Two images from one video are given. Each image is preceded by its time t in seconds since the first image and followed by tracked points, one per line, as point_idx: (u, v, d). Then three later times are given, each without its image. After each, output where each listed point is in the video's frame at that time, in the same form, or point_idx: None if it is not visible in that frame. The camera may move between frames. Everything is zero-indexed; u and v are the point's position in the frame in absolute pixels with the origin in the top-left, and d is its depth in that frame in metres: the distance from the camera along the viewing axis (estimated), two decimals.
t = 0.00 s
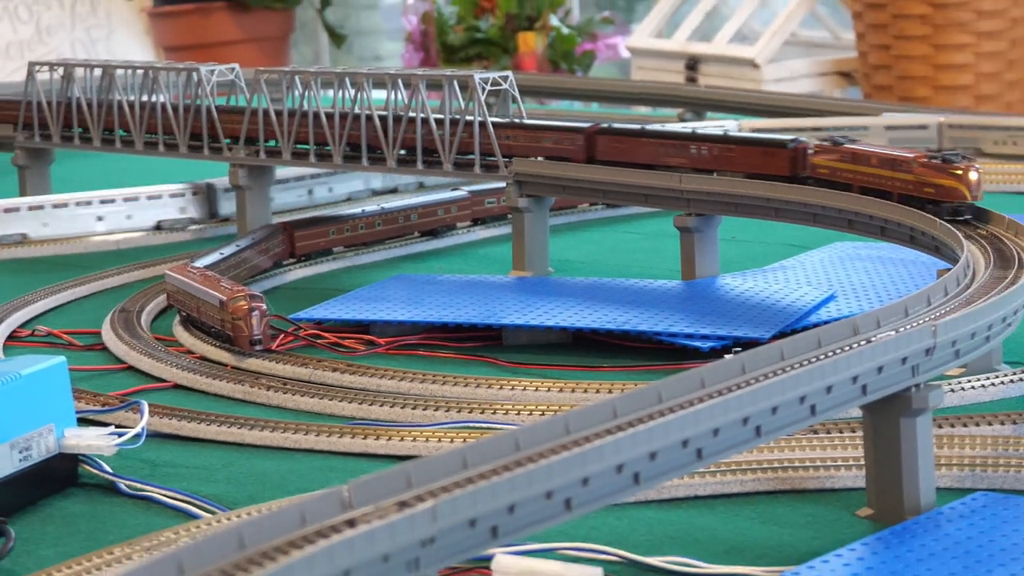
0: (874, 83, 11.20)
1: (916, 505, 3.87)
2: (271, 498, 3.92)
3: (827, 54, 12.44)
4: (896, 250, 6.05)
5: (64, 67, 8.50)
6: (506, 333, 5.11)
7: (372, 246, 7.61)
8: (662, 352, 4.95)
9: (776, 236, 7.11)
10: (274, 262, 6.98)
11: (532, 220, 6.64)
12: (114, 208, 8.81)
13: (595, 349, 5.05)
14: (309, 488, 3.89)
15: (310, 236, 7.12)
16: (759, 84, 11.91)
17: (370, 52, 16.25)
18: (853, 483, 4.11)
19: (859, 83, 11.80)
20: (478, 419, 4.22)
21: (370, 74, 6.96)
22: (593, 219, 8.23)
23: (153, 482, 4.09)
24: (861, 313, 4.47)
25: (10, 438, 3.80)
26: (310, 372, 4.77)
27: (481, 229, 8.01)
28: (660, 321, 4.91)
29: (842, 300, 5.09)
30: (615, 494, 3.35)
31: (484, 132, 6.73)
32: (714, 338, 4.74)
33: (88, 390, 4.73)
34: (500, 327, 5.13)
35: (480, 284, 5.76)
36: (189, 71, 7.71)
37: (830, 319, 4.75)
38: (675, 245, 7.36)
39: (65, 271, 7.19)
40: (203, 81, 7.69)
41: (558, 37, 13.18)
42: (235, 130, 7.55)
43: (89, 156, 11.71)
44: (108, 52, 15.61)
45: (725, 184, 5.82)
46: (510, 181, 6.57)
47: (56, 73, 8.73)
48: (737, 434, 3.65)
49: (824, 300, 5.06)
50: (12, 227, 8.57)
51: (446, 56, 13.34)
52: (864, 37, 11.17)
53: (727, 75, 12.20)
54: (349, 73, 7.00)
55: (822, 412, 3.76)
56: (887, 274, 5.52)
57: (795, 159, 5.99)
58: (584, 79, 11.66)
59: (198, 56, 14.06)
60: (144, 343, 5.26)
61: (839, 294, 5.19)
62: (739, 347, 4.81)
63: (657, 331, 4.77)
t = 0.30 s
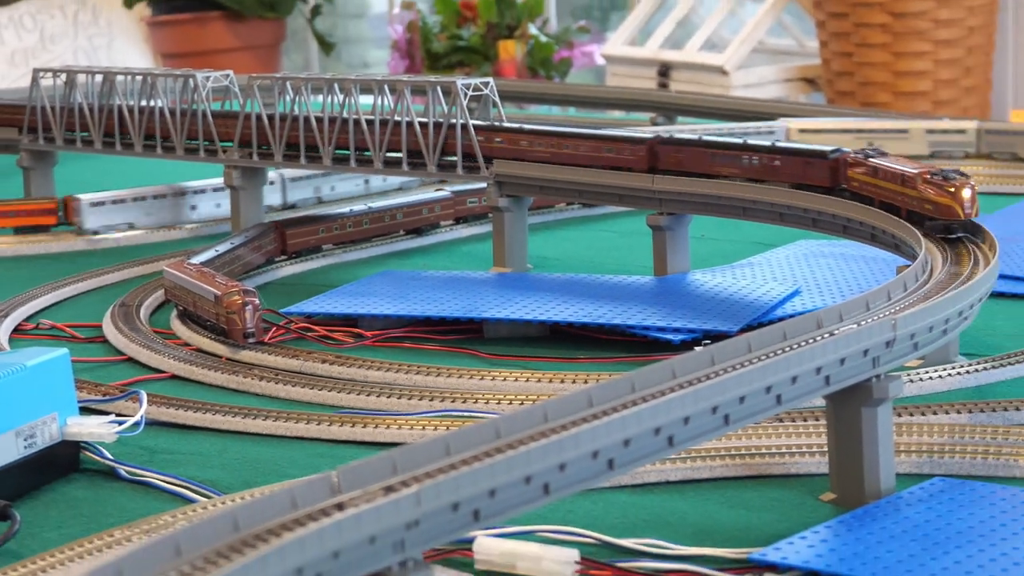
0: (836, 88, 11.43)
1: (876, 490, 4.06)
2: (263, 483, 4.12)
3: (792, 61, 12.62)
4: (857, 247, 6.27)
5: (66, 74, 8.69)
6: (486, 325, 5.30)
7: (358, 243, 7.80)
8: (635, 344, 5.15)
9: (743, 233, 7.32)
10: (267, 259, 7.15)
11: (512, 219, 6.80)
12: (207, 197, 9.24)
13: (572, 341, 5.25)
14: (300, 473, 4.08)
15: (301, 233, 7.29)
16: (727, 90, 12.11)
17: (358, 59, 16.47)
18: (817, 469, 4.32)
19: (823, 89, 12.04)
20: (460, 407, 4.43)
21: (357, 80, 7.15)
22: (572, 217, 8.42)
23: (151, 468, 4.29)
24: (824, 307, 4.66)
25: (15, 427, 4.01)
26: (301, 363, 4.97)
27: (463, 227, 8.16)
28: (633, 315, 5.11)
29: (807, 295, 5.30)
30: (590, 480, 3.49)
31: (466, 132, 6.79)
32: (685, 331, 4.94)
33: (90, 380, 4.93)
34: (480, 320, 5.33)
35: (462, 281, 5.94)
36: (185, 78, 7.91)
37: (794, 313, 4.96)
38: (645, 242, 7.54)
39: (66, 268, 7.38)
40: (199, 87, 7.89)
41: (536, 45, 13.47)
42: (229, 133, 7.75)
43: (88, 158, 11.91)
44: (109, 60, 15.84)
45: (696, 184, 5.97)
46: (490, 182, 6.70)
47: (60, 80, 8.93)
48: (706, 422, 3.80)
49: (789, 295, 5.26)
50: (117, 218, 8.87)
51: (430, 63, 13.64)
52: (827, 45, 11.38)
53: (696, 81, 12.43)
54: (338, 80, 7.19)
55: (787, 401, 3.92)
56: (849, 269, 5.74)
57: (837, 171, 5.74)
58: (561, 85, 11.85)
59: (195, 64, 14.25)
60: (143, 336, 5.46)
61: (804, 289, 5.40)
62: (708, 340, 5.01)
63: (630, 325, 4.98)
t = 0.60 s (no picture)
0: (799, 95, 11.58)
1: (837, 474, 4.26)
2: (255, 467, 4.34)
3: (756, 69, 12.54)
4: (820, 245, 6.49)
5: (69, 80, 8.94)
6: (468, 319, 5.53)
7: (346, 240, 8.01)
8: (609, 336, 5.37)
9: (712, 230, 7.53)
10: (259, 255, 7.36)
11: (491, 219, 6.87)
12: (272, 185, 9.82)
13: (548, 333, 5.47)
14: (290, 459, 4.30)
15: (292, 232, 7.51)
16: (696, 95, 12.26)
17: (345, 66, 16.87)
18: (780, 454, 4.53)
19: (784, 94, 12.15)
20: (441, 396, 4.64)
21: (345, 86, 7.36)
22: (553, 216, 8.62)
23: (150, 454, 4.51)
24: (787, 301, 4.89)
25: (21, 415, 4.23)
26: (292, 355, 5.19)
27: (445, 225, 8.38)
28: (607, 309, 5.34)
29: (771, 289, 5.52)
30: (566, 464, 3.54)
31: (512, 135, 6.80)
32: (656, 324, 5.17)
33: (91, 370, 5.14)
34: (462, 314, 5.55)
35: (445, 278, 6.13)
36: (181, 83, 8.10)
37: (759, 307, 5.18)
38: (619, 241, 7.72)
39: (67, 264, 7.61)
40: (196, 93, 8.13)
41: (515, 53, 13.62)
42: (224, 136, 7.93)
43: (89, 160, 12.16)
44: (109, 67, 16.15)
45: (666, 186, 6.08)
46: (471, 182, 6.81)
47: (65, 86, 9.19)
48: (675, 411, 3.89)
49: (754, 290, 5.49)
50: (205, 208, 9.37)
51: (413, 70, 13.95)
52: (790, 52, 11.58)
53: (666, 87, 12.59)
54: (326, 85, 7.40)
55: (752, 390, 4.04)
56: (811, 265, 5.96)
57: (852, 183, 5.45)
58: (540, 91, 12.04)
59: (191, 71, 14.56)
60: (142, 329, 5.68)
61: (768, 284, 5.62)
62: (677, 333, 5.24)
63: (603, 318, 5.21)
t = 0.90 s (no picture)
0: (765, 100, 11.79)
1: (801, 459, 4.46)
2: (250, 453, 4.57)
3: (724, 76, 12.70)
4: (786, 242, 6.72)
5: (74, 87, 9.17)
6: (451, 313, 5.77)
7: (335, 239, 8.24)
8: (585, 330, 5.61)
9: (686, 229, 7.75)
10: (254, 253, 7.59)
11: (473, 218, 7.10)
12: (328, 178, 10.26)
13: (528, 327, 5.71)
14: (282, 446, 4.54)
15: (284, 230, 7.74)
16: (665, 101, 12.39)
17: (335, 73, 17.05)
18: (747, 441, 4.78)
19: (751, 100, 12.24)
20: (425, 385, 4.89)
21: (335, 92, 7.59)
22: (535, 215, 8.86)
23: (150, 441, 4.75)
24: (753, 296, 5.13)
25: (28, 404, 4.47)
26: (284, 347, 5.42)
27: (430, 225, 8.60)
28: (582, 304, 5.58)
29: (739, 285, 5.77)
30: (545, 452, 3.54)
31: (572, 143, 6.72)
32: (628, 317, 5.41)
33: (95, 361, 5.38)
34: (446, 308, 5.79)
35: (428, 275, 6.35)
36: (180, 90, 8.36)
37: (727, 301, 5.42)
38: (596, 239, 7.96)
39: (71, 262, 7.84)
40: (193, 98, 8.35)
41: (496, 60, 13.74)
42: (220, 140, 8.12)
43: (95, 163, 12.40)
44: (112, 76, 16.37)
45: (641, 187, 6.24)
46: (454, 183, 7.01)
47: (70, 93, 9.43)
48: (648, 400, 3.91)
49: (723, 285, 5.73)
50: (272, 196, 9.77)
51: (400, 77, 14.14)
52: (756, 60, 11.80)
53: (638, 94, 12.77)
54: (316, 91, 7.63)
55: (721, 380, 4.11)
56: (777, 262, 6.20)
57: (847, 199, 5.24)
58: (520, 98, 12.24)
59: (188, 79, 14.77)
60: (143, 322, 5.92)
61: (736, 280, 5.87)
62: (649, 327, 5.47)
63: (578, 312, 5.45)
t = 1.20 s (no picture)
0: (754, 108, 12.00)
1: (788, 451, 4.65)
2: (262, 445, 4.78)
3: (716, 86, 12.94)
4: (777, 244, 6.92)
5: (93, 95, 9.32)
6: (453, 311, 5.98)
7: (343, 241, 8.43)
8: (581, 327, 5.82)
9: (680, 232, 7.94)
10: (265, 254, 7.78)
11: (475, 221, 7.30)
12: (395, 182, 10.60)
13: (528, 325, 5.92)
14: (293, 439, 4.75)
15: (294, 233, 7.93)
16: (659, 110, 12.59)
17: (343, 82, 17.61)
18: (737, 434, 4.98)
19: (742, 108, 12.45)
20: (429, 380, 5.09)
21: (343, 100, 7.79)
22: (533, 219, 9.07)
23: (166, 434, 4.96)
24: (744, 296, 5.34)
25: (49, 399, 4.69)
26: (294, 344, 5.63)
27: (434, 227, 8.79)
28: (579, 303, 5.79)
29: (729, 285, 5.98)
30: (543, 445, 3.70)
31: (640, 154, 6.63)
32: (624, 316, 5.63)
33: (113, 357, 5.58)
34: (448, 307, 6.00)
35: (431, 276, 6.55)
36: (194, 99, 8.53)
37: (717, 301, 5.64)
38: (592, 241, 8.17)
39: (89, 263, 8.04)
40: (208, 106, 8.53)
41: (496, 71, 13.99)
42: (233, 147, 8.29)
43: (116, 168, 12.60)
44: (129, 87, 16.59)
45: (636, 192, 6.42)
46: (456, 188, 7.17)
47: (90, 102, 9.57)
48: (642, 395, 4.07)
49: (713, 286, 5.95)
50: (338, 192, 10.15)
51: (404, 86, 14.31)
52: (744, 70, 12.02)
53: (632, 102, 12.95)
54: (325, 100, 7.83)
55: (711, 376, 4.27)
56: (767, 263, 6.40)
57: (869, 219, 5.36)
58: (518, 106, 12.43)
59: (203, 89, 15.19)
60: (159, 320, 6.13)
61: (727, 280, 6.08)
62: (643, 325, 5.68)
63: (576, 311, 5.66)
